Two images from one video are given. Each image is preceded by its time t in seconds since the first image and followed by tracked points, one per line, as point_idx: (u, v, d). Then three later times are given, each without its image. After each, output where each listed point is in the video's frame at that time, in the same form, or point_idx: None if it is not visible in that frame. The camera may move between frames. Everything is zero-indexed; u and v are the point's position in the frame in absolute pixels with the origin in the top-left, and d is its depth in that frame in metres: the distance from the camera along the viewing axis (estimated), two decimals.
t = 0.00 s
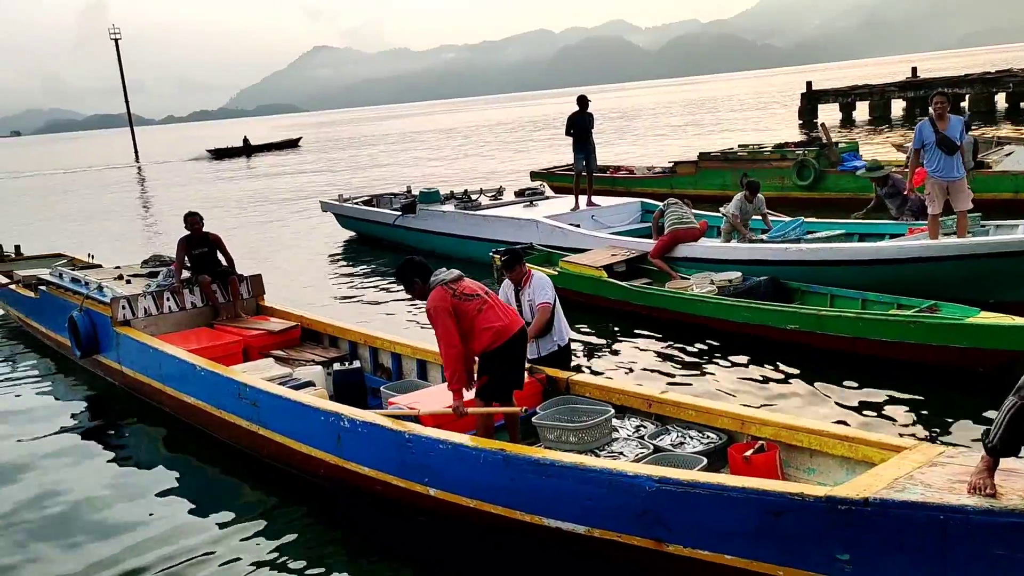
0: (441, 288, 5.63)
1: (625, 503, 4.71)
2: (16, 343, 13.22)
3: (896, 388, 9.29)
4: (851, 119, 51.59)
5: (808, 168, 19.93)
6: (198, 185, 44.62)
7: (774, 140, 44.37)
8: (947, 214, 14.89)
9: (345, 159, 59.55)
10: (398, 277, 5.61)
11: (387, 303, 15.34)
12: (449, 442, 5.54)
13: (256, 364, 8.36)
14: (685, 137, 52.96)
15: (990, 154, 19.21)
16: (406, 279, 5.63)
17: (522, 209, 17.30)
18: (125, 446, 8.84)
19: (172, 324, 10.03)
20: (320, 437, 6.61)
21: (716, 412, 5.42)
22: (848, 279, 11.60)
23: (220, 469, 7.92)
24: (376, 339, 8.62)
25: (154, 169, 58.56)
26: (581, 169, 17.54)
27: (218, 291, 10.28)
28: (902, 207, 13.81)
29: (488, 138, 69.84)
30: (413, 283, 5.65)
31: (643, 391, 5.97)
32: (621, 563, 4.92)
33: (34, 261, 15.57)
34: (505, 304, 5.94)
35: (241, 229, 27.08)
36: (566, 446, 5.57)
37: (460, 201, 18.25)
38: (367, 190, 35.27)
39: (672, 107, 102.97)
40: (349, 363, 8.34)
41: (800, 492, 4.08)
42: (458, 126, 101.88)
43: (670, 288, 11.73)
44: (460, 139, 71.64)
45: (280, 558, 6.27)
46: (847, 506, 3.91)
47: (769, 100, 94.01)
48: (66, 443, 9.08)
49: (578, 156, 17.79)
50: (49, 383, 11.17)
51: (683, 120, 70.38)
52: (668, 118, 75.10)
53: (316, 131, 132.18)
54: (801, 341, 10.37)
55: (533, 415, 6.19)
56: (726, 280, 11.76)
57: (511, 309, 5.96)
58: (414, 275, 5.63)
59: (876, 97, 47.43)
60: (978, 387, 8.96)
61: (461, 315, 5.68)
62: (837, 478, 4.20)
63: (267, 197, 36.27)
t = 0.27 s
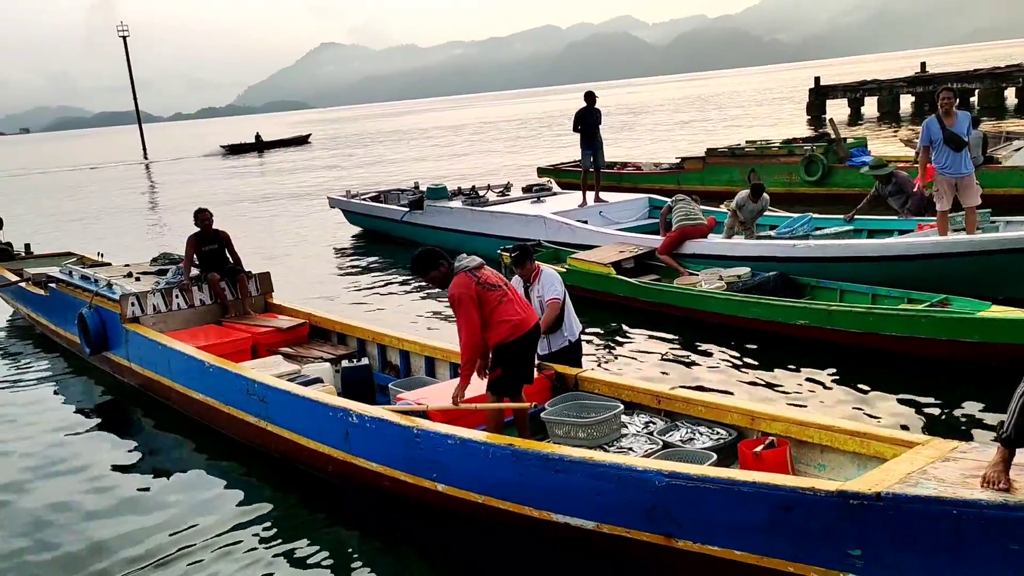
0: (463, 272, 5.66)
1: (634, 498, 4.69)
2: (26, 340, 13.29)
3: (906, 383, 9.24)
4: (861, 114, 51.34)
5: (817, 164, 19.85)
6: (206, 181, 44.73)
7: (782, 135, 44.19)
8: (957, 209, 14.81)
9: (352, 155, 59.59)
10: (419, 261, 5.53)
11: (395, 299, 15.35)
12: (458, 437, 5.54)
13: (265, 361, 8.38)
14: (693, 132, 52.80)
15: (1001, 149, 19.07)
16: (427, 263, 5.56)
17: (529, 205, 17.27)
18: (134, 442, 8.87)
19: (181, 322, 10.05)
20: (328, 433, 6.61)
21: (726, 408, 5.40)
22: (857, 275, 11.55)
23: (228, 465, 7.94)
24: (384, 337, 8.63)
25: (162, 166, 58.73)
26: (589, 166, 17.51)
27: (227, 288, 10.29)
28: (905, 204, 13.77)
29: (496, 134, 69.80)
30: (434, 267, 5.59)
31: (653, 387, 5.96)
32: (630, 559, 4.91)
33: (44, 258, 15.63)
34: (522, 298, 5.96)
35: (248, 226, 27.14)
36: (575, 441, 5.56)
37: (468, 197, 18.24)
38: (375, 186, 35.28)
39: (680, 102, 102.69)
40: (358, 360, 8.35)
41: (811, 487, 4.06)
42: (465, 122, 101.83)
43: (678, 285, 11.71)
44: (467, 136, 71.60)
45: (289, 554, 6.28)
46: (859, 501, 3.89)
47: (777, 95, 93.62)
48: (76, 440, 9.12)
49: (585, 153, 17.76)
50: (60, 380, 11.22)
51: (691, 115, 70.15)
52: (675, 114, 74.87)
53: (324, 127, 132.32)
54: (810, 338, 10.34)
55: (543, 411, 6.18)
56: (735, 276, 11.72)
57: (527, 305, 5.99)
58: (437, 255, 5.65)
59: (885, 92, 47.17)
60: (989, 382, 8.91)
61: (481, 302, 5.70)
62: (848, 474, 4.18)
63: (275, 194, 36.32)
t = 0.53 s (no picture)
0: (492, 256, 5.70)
1: (644, 495, 4.68)
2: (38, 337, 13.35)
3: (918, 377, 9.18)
4: (871, 107, 51.03)
5: (826, 158, 19.75)
6: (215, 178, 44.86)
7: (792, 129, 43.97)
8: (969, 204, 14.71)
9: (361, 151, 59.65)
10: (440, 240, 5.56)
11: (404, 295, 15.36)
12: (466, 434, 5.53)
13: (274, 358, 8.40)
14: (702, 126, 52.60)
15: (1013, 142, 18.92)
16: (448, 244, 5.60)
17: (538, 200, 17.24)
18: (144, 438, 8.90)
19: (191, 319, 10.08)
20: (337, 429, 6.61)
21: (736, 406, 5.37)
22: (868, 270, 11.48)
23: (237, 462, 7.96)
24: (393, 334, 8.63)
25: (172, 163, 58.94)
26: (597, 161, 17.46)
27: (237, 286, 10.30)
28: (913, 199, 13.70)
29: (504, 129, 69.73)
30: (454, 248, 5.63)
31: (662, 385, 5.93)
32: (640, 557, 4.90)
33: (55, 256, 15.70)
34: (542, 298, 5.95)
35: (258, 222, 27.20)
36: (584, 438, 5.55)
37: (476, 192, 18.22)
38: (383, 182, 35.28)
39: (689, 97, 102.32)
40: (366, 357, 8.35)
41: (823, 484, 4.03)
42: (473, 117, 101.78)
43: (687, 280, 11.68)
44: (475, 131, 71.54)
45: (299, 551, 6.29)
46: (871, 498, 3.86)
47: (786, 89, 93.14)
48: (88, 436, 9.16)
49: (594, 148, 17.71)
50: (71, 377, 11.27)
51: (700, 110, 69.88)
52: (684, 109, 74.62)
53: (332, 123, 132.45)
54: (821, 333, 10.29)
55: (553, 408, 6.16)
56: (744, 271, 11.67)
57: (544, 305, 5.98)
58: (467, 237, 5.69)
59: (896, 86, 46.86)
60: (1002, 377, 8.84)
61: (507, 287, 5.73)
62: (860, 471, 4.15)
63: (284, 189, 36.40)
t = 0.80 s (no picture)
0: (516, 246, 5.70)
1: (650, 493, 4.66)
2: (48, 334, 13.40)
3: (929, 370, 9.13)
4: (879, 99, 50.72)
5: (835, 151, 19.64)
6: (223, 174, 44.94)
7: (800, 122, 43.74)
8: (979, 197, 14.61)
9: (368, 146, 59.66)
10: (469, 222, 5.52)
11: (412, 290, 15.35)
12: (472, 431, 5.52)
13: (281, 355, 8.40)
14: (709, 120, 52.40)
15: None
16: (475, 226, 5.55)
17: (545, 194, 17.20)
18: (153, 435, 8.92)
19: (199, 315, 10.10)
20: (343, 426, 6.61)
21: (745, 405, 5.34)
22: (877, 264, 11.42)
23: (245, 458, 7.97)
24: (401, 332, 8.62)
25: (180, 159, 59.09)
26: (604, 155, 17.40)
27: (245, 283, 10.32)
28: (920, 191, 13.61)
29: (510, 124, 69.61)
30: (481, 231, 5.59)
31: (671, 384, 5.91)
32: (646, 555, 4.88)
33: (64, 253, 15.74)
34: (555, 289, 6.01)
35: (266, 217, 27.24)
36: (591, 436, 5.53)
37: (483, 186, 18.19)
38: (391, 177, 35.28)
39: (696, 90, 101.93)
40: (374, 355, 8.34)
41: (831, 482, 4.00)
42: (480, 111, 101.68)
43: (695, 275, 11.63)
44: (482, 126, 71.45)
45: (306, 547, 6.30)
46: (880, 497, 3.83)
47: (794, 82, 92.74)
48: (97, 432, 9.19)
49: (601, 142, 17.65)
50: (81, 373, 11.31)
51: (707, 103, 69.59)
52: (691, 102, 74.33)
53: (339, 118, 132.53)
54: (830, 328, 10.24)
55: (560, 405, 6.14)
56: (753, 265, 11.62)
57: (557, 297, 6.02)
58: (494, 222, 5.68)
59: (905, 77, 46.53)
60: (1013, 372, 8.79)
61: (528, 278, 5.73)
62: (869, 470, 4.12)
63: (291, 185, 36.42)
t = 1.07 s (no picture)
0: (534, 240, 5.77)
1: (654, 492, 4.65)
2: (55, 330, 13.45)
3: (935, 364, 9.10)
4: (885, 92, 50.53)
5: (840, 144, 19.57)
6: (227, 170, 44.99)
7: (805, 115, 43.60)
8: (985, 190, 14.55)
9: (372, 141, 59.64)
10: (496, 207, 5.59)
11: (416, 285, 15.34)
12: (475, 429, 5.52)
13: (286, 352, 8.41)
14: (714, 113, 52.25)
15: None
16: (501, 213, 5.62)
17: (550, 189, 17.18)
18: (159, 432, 8.95)
19: (204, 313, 10.12)
20: (348, 424, 6.62)
21: (750, 405, 5.33)
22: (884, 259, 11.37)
23: (250, 455, 7.99)
24: (406, 331, 8.62)
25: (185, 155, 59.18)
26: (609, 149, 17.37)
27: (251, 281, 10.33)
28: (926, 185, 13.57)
29: (515, 119, 69.52)
30: (504, 219, 5.66)
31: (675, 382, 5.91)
32: (649, 554, 4.88)
33: (71, 250, 15.79)
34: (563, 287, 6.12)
35: (270, 214, 27.27)
36: (595, 435, 5.53)
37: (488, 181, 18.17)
38: (395, 172, 35.27)
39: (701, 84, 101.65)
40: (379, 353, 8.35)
41: (835, 483, 4.00)
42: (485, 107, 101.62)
43: (699, 270, 11.61)
44: (486, 121, 71.37)
45: (311, 546, 6.32)
46: (885, 498, 3.82)
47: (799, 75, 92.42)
48: (104, 429, 9.20)
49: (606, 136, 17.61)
50: (88, 371, 11.32)
51: (712, 97, 69.42)
52: (695, 96, 74.14)
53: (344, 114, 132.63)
54: (837, 323, 10.21)
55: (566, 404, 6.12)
56: (759, 260, 11.59)
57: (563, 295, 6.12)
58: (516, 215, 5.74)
59: (911, 70, 46.32)
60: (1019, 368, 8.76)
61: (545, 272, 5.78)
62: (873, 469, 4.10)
63: (296, 181, 36.43)
